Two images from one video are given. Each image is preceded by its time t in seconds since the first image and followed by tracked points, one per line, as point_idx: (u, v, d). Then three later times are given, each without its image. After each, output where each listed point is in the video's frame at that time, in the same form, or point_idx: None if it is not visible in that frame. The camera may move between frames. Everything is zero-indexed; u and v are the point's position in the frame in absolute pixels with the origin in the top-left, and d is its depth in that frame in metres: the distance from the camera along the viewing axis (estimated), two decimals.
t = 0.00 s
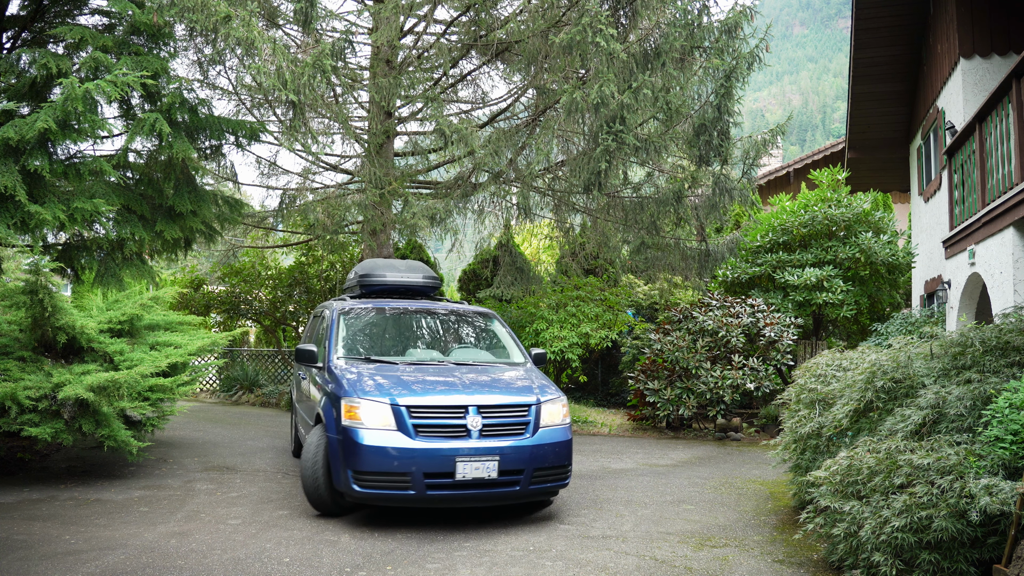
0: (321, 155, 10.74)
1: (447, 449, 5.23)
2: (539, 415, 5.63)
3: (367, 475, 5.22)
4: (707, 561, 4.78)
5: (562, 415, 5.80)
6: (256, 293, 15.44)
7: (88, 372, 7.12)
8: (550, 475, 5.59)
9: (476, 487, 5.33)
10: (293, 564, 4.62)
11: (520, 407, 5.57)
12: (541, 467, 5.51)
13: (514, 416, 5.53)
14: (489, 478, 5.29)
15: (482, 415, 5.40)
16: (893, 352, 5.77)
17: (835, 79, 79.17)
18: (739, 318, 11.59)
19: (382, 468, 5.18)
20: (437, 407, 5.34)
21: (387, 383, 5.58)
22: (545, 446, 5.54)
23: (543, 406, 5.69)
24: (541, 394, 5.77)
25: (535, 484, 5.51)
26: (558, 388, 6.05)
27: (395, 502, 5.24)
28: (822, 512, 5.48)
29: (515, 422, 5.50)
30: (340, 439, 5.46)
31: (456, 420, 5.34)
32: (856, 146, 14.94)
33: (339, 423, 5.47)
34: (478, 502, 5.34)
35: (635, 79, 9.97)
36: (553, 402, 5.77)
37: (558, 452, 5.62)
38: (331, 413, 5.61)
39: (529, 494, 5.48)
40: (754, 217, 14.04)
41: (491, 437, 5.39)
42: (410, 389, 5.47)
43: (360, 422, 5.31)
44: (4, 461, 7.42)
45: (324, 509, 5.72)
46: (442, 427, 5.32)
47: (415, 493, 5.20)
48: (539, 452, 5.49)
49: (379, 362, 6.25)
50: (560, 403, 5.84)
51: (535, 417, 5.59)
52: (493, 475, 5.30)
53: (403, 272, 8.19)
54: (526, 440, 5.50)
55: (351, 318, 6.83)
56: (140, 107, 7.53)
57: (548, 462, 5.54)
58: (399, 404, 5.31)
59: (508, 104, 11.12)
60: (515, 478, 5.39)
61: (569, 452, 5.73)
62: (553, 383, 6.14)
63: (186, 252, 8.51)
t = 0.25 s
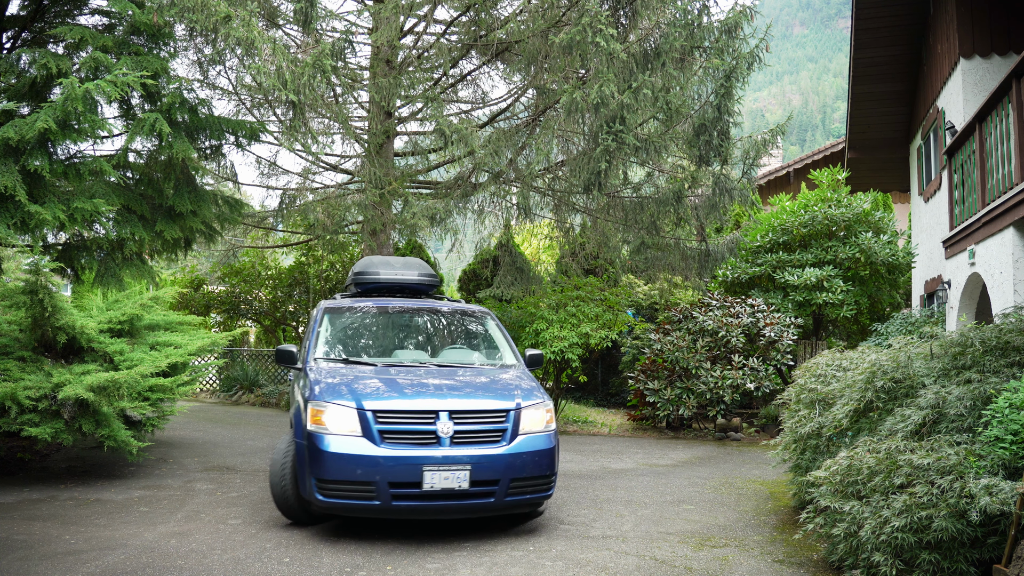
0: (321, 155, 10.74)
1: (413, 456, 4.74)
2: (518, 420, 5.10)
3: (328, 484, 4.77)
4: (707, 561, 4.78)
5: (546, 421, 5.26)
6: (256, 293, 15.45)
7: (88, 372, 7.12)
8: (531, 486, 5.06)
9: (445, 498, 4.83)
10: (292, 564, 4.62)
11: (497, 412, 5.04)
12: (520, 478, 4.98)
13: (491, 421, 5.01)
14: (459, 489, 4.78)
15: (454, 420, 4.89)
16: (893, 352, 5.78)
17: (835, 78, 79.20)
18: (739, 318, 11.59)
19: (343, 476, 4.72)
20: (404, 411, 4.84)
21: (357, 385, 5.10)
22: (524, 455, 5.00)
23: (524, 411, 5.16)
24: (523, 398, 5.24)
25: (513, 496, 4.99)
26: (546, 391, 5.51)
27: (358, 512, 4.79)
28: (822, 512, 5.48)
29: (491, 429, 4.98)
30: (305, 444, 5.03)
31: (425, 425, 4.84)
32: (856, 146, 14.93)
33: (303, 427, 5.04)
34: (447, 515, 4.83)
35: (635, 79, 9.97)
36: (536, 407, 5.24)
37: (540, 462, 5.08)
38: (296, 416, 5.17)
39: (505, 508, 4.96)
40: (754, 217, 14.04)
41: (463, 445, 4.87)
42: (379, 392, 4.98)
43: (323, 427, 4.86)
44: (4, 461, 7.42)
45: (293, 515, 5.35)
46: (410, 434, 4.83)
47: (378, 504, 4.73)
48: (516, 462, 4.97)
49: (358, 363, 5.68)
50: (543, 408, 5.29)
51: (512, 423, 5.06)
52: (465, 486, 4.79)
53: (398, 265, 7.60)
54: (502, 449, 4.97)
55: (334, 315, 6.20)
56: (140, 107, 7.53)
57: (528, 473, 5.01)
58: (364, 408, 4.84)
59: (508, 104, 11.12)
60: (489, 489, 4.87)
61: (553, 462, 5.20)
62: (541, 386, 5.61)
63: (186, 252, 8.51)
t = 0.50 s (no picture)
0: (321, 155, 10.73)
1: (373, 465, 4.44)
2: (490, 427, 4.76)
3: (285, 493, 4.51)
4: (707, 561, 4.78)
5: (523, 429, 4.90)
6: (256, 293, 15.45)
7: (88, 372, 7.13)
8: (503, 499, 4.69)
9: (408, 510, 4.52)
10: (292, 564, 4.62)
11: (467, 419, 4.71)
12: (490, 489, 4.63)
13: (459, 428, 4.68)
14: (422, 501, 4.46)
15: (419, 427, 4.57)
16: (893, 352, 5.78)
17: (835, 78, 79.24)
18: (740, 318, 11.60)
19: (299, 485, 4.46)
20: (366, 417, 4.56)
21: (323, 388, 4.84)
22: (495, 465, 4.65)
23: (497, 417, 4.81)
24: (497, 404, 4.88)
25: (483, 509, 4.64)
26: (527, 396, 5.15)
27: (316, 524, 4.52)
28: (822, 512, 5.48)
29: (459, 436, 4.65)
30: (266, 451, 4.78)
31: (387, 432, 4.54)
32: (856, 146, 14.92)
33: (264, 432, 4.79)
34: (409, 528, 4.52)
35: (635, 79, 9.97)
36: (512, 413, 4.89)
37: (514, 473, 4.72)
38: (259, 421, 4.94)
39: (473, 521, 4.61)
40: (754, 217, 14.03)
41: (428, 453, 4.55)
42: (342, 396, 4.71)
43: (281, 433, 4.61)
44: (4, 462, 7.42)
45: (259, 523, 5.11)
46: (371, 441, 4.53)
47: (335, 515, 4.45)
48: (486, 472, 4.62)
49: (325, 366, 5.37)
50: (520, 415, 4.93)
51: (483, 430, 4.72)
52: (428, 497, 4.47)
53: (392, 261, 7.19)
54: (471, 459, 4.63)
55: (313, 315, 5.90)
56: (140, 107, 7.53)
57: (499, 484, 4.65)
58: (324, 413, 4.57)
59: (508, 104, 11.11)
60: (455, 501, 4.54)
61: (529, 473, 4.82)
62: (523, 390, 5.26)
63: (186, 252, 8.50)
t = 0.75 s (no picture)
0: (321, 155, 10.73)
1: (326, 473, 4.28)
2: (454, 434, 4.54)
3: (238, 501, 4.37)
4: (707, 561, 4.78)
5: (491, 436, 4.67)
6: (256, 293, 15.44)
7: (88, 372, 7.13)
8: (466, 510, 4.47)
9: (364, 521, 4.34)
10: (292, 564, 4.63)
11: (429, 425, 4.50)
12: (451, 500, 4.41)
13: (421, 435, 4.47)
14: (377, 513, 4.28)
15: (376, 433, 4.39)
16: (893, 352, 5.78)
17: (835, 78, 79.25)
18: (740, 318, 11.60)
19: (250, 493, 4.32)
20: (321, 423, 4.40)
21: (286, 390, 4.70)
22: (456, 474, 4.43)
23: (462, 423, 4.59)
24: (464, 409, 4.66)
25: (444, 521, 4.42)
26: (500, 401, 4.91)
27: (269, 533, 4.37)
28: (822, 512, 5.48)
29: (420, 444, 4.45)
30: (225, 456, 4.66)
31: (342, 438, 4.38)
32: (855, 146, 14.91)
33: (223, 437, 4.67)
34: (365, 540, 4.34)
35: (635, 79, 9.97)
36: (479, 419, 4.66)
37: (478, 482, 4.48)
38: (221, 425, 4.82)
39: (432, 534, 4.40)
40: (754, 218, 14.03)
41: (385, 461, 4.37)
42: (302, 399, 4.56)
43: (235, 439, 4.48)
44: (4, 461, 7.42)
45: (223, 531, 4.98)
46: (326, 448, 4.37)
47: (287, 525, 4.30)
48: (447, 482, 4.40)
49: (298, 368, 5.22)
50: (488, 420, 4.70)
51: (446, 437, 4.51)
52: (383, 508, 4.28)
53: (380, 257, 6.93)
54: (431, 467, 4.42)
55: (293, 314, 5.77)
56: (140, 107, 7.54)
57: (461, 494, 4.43)
58: (279, 418, 4.43)
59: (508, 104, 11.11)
60: (413, 512, 4.34)
61: (497, 482, 4.59)
62: (499, 395, 5.02)
63: (186, 252, 8.50)
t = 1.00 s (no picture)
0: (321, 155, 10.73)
1: (268, 480, 3.91)
2: (410, 441, 4.14)
3: (180, 509, 4.04)
4: (707, 561, 4.78)
5: (452, 443, 4.26)
6: (256, 293, 15.44)
7: (88, 372, 7.14)
8: (420, 524, 4.03)
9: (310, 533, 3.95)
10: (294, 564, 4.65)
11: (384, 430, 4.11)
12: (404, 512, 3.98)
13: (375, 440, 4.09)
14: (321, 524, 3.88)
15: (324, 439, 4.02)
16: (893, 352, 5.78)
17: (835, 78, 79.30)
18: (739, 318, 11.60)
19: (191, 501, 3.99)
20: (267, 427, 4.06)
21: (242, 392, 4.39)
22: (409, 484, 4.01)
23: (419, 429, 4.19)
24: (423, 414, 4.26)
25: (395, 535, 3.99)
26: (467, 406, 4.51)
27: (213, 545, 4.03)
28: (822, 512, 5.48)
29: (370, 451, 4.05)
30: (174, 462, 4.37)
31: (288, 443, 4.02)
32: (855, 146, 14.91)
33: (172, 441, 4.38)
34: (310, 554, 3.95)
35: (635, 79, 9.97)
36: (440, 424, 4.26)
37: (434, 493, 4.05)
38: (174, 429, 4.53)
39: (382, 548, 3.98)
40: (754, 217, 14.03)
41: (332, 469, 3.98)
42: (252, 402, 4.23)
43: (181, 443, 4.18)
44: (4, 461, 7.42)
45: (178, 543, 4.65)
46: (270, 454, 4.02)
47: (229, 536, 3.95)
48: (399, 493, 3.98)
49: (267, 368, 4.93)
50: (451, 426, 4.30)
51: (401, 443, 4.11)
52: (328, 520, 3.88)
53: (367, 253, 6.45)
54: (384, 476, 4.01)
55: (267, 312, 5.49)
56: (140, 107, 7.54)
57: (414, 506, 4.00)
58: (225, 421, 4.11)
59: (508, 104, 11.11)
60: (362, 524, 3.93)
61: (457, 493, 4.16)
62: (467, 400, 4.62)
63: (186, 252, 8.50)
